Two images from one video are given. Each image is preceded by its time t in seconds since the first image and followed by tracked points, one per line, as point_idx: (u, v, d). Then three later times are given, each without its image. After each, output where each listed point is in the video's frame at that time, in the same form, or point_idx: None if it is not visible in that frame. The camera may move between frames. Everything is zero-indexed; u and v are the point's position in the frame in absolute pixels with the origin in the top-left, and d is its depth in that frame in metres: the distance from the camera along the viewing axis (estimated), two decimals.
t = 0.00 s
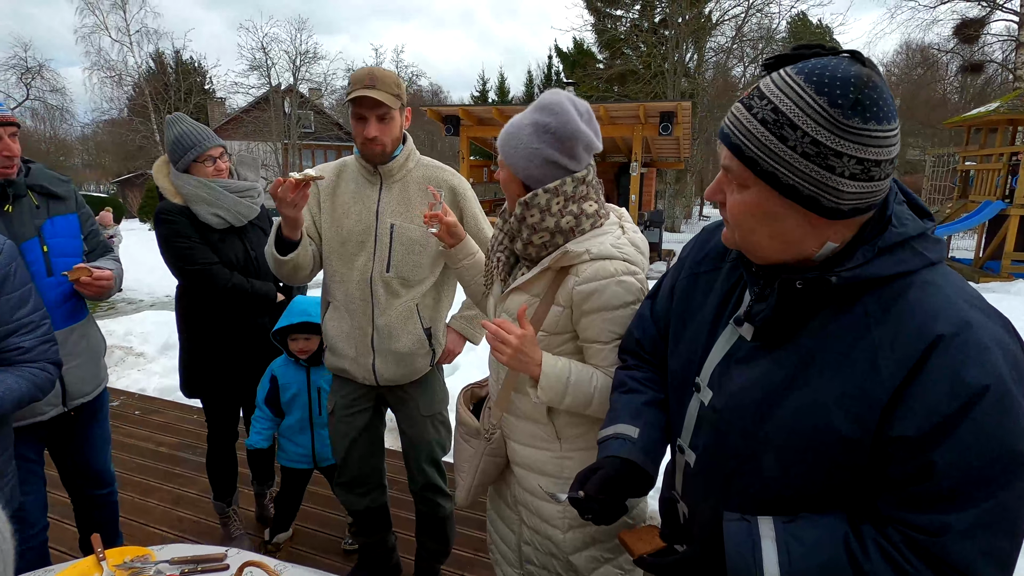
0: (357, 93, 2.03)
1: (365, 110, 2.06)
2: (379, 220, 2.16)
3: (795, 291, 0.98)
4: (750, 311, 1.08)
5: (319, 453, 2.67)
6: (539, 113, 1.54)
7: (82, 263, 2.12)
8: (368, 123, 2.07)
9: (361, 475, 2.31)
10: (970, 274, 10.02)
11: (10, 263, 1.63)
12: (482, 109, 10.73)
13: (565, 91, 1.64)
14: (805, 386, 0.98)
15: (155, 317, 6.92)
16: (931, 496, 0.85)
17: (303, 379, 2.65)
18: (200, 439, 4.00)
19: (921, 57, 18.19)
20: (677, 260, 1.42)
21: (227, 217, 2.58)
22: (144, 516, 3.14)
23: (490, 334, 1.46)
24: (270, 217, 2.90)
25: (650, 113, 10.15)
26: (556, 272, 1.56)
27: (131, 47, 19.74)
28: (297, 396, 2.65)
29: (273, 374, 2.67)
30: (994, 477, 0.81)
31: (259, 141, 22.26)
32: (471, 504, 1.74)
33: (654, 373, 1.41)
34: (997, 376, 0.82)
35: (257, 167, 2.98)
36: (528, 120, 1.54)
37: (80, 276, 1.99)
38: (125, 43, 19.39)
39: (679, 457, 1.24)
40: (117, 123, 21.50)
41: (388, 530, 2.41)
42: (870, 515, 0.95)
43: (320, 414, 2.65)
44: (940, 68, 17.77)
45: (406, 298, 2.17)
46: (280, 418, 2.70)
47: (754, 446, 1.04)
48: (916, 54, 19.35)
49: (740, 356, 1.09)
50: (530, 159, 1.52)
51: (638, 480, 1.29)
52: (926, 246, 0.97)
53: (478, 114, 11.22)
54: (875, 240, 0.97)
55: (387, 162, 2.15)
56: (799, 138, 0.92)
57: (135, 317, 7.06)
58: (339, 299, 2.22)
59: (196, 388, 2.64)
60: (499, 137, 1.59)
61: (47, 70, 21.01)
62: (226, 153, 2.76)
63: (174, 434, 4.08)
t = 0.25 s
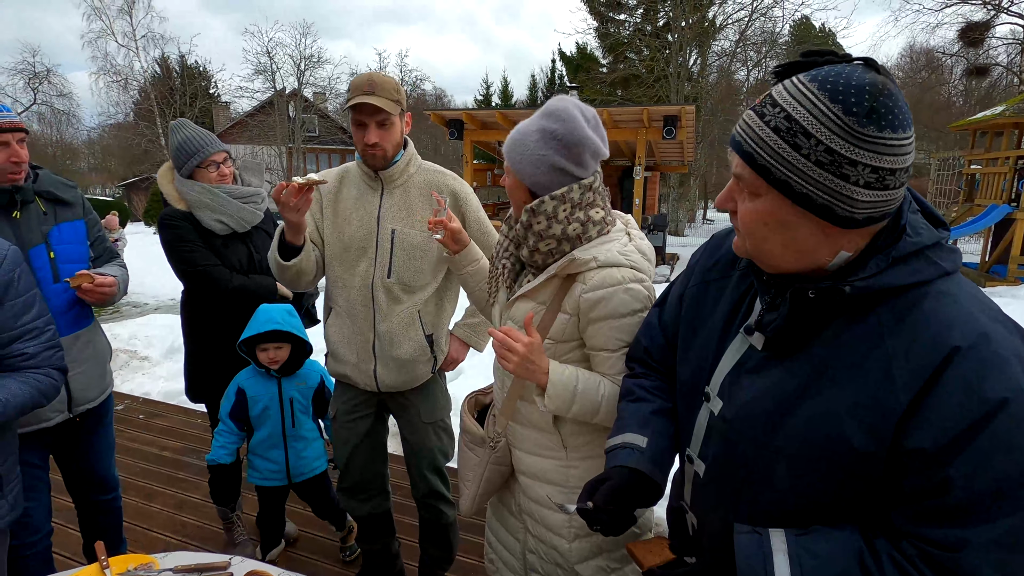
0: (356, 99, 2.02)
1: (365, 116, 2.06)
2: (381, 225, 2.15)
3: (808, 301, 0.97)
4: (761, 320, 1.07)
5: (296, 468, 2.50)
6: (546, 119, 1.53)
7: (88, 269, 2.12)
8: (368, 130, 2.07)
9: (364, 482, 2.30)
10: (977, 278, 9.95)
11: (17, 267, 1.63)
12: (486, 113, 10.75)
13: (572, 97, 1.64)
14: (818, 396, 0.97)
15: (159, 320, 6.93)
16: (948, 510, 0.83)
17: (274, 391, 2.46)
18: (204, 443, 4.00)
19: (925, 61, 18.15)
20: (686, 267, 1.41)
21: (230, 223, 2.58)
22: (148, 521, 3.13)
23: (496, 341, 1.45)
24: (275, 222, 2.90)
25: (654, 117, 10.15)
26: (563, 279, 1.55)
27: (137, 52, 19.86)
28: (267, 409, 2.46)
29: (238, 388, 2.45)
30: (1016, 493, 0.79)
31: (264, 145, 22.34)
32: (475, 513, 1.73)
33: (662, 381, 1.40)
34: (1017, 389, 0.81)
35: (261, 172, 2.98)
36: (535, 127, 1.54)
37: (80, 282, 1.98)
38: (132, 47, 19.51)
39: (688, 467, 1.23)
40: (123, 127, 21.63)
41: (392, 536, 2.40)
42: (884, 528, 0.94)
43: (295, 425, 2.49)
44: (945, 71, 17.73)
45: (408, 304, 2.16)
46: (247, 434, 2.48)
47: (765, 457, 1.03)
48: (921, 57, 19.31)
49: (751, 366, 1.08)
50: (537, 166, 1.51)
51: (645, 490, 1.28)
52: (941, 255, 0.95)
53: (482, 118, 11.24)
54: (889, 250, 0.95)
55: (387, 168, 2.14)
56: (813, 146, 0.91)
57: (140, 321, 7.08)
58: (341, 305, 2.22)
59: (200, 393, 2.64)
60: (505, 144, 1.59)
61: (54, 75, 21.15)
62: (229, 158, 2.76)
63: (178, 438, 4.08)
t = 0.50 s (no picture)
0: (356, 107, 2.03)
1: (365, 123, 2.07)
2: (383, 231, 2.16)
3: (814, 310, 0.97)
4: (766, 328, 1.07)
5: (287, 477, 2.50)
6: (549, 127, 1.54)
7: (93, 275, 2.13)
8: (368, 136, 2.08)
9: (367, 487, 2.30)
10: (982, 282, 9.91)
11: (17, 269, 1.63)
12: (489, 117, 10.77)
13: (576, 104, 1.64)
14: (824, 407, 0.97)
15: (163, 323, 6.96)
16: (955, 523, 0.83)
17: (261, 399, 2.45)
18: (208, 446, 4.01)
19: (929, 64, 18.12)
20: (691, 274, 1.41)
21: (231, 229, 2.58)
22: (152, 525, 3.14)
23: (501, 349, 1.46)
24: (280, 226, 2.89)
25: (656, 121, 10.15)
26: (567, 287, 1.55)
27: (143, 56, 19.99)
28: (255, 418, 2.44)
29: (223, 397, 2.43)
30: None
31: (268, 149, 22.43)
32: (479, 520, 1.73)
33: (667, 388, 1.40)
34: None
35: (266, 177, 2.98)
36: (539, 134, 1.54)
37: (83, 288, 2.00)
38: (138, 52, 19.64)
39: (693, 475, 1.23)
40: (129, 131, 21.76)
41: (396, 541, 2.40)
42: (891, 540, 0.93)
43: (284, 433, 2.48)
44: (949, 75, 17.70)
45: (411, 309, 2.16)
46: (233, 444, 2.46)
47: (771, 467, 1.03)
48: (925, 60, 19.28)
49: (756, 374, 1.09)
50: (541, 173, 1.52)
51: (649, 498, 1.27)
52: (949, 265, 0.95)
53: (485, 122, 11.26)
54: (897, 260, 0.95)
55: (388, 174, 2.15)
56: (820, 156, 0.91)
57: (145, 323, 7.11)
58: (343, 310, 2.22)
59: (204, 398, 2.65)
60: (509, 151, 1.59)
61: (60, 79, 21.30)
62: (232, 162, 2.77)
63: (182, 441, 4.09)
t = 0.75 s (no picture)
0: (358, 110, 2.04)
1: (368, 126, 2.08)
2: (387, 234, 2.16)
3: (824, 312, 0.97)
4: (775, 330, 1.07)
5: (290, 482, 2.50)
6: (556, 130, 1.54)
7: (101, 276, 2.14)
8: (371, 139, 2.09)
9: (372, 489, 2.30)
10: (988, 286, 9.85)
11: (23, 269, 1.63)
12: (492, 120, 10.78)
13: (581, 106, 1.64)
14: (834, 410, 0.97)
15: (168, 326, 6.98)
16: (966, 529, 0.83)
17: (263, 403, 2.45)
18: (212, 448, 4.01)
19: (934, 67, 18.07)
20: (700, 276, 1.40)
21: (235, 232, 2.59)
22: (157, 526, 3.15)
23: (507, 352, 1.46)
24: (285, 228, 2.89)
25: (660, 124, 10.14)
26: (573, 289, 1.55)
27: (148, 60, 20.10)
28: (257, 423, 2.44)
29: (224, 402, 2.42)
30: None
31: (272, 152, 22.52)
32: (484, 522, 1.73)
33: (674, 390, 1.40)
34: None
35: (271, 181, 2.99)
36: (545, 137, 1.54)
37: (90, 289, 2.01)
38: (143, 56, 19.75)
39: (700, 478, 1.23)
40: (134, 135, 21.88)
41: (400, 543, 2.40)
42: (899, 546, 0.93)
43: (287, 437, 2.48)
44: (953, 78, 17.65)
45: (415, 311, 2.16)
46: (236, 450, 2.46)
47: (780, 470, 1.03)
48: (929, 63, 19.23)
49: (764, 376, 1.09)
50: (547, 176, 1.52)
51: (655, 501, 1.27)
52: (963, 270, 0.95)
53: (488, 125, 11.27)
54: (909, 263, 0.95)
55: (391, 177, 2.16)
56: (833, 158, 0.91)
57: (150, 325, 7.14)
58: (348, 313, 2.23)
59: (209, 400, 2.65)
60: (515, 154, 1.60)
61: (67, 83, 21.44)
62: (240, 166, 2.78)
63: (186, 443, 4.10)
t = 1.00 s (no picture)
0: (357, 113, 2.06)
1: (367, 129, 2.09)
2: (387, 237, 2.17)
3: (824, 316, 0.97)
4: (775, 333, 1.08)
5: (300, 482, 2.52)
6: (558, 134, 1.55)
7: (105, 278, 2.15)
8: (371, 142, 2.10)
9: (373, 492, 2.31)
10: (992, 289, 9.78)
11: (26, 270, 1.64)
12: (494, 123, 10.80)
13: (584, 110, 1.65)
14: (835, 414, 0.97)
15: (171, 328, 7.01)
16: (965, 533, 0.83)
17: (271, 405, 2.46)
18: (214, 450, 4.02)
19: (937, 70, 18.04)
20: (700, 279, 1.40)
21: (239, 239, 2.61)
22: (159, 528, 3.16)
23: (509, 354, 1.46)
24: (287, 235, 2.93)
25: (662, 127, 10.15)
26: (575, 292, 1.56)
27: (152, 63, 20.20)
28: (265, 425, 2.44)
29: (231, 407, 2.41)
30: None
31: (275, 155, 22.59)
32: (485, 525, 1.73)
33: (675, 393, 1.40)
34: None
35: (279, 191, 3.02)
36: (547, 141, 1.55)
37: (95, 291, 2.02)
38: (148, 59, 19.86)
39: (700, 481, 1.23)
40: (138, 137, 21.97)
41: (401, 546, 2.40)
42: (899, 550, 0.93)
43: (296, 438, 2.50)
44: (956, 81, 17.62)
45: (415, 314, 2.17)
46: (244, 455, 2.45)
47: (780, 474, 1.03)
48: (932, 66, 19.20)
49: (764, 379, 1.09)
50: (549, 180, 1.53)
51: (656, 503, 1.27)
52: (963, 274, 0.95)
53: (491, 128, 11.29)
54: (910, 267, 0.95)
55: (391, 180, 2.16)
56: (833, 163, 0.92)
57: (154, 327, 7.17)
58: (348, 316, 2.24)
59: (211, 403, 2.66)
60: (517, 158, 1.60)
61: (72, 86, 21.57)
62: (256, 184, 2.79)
63: (188, 445, 4.11)
